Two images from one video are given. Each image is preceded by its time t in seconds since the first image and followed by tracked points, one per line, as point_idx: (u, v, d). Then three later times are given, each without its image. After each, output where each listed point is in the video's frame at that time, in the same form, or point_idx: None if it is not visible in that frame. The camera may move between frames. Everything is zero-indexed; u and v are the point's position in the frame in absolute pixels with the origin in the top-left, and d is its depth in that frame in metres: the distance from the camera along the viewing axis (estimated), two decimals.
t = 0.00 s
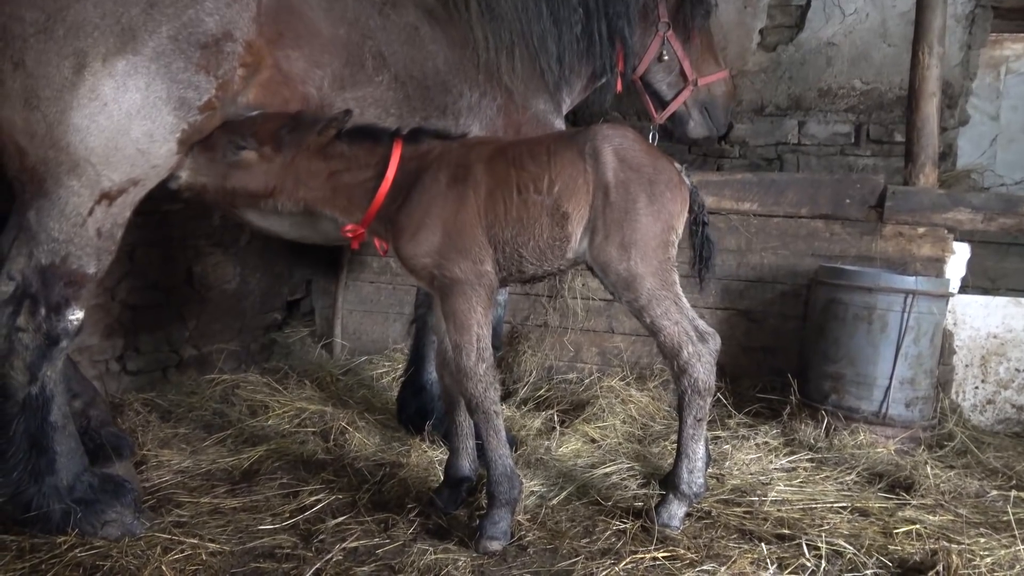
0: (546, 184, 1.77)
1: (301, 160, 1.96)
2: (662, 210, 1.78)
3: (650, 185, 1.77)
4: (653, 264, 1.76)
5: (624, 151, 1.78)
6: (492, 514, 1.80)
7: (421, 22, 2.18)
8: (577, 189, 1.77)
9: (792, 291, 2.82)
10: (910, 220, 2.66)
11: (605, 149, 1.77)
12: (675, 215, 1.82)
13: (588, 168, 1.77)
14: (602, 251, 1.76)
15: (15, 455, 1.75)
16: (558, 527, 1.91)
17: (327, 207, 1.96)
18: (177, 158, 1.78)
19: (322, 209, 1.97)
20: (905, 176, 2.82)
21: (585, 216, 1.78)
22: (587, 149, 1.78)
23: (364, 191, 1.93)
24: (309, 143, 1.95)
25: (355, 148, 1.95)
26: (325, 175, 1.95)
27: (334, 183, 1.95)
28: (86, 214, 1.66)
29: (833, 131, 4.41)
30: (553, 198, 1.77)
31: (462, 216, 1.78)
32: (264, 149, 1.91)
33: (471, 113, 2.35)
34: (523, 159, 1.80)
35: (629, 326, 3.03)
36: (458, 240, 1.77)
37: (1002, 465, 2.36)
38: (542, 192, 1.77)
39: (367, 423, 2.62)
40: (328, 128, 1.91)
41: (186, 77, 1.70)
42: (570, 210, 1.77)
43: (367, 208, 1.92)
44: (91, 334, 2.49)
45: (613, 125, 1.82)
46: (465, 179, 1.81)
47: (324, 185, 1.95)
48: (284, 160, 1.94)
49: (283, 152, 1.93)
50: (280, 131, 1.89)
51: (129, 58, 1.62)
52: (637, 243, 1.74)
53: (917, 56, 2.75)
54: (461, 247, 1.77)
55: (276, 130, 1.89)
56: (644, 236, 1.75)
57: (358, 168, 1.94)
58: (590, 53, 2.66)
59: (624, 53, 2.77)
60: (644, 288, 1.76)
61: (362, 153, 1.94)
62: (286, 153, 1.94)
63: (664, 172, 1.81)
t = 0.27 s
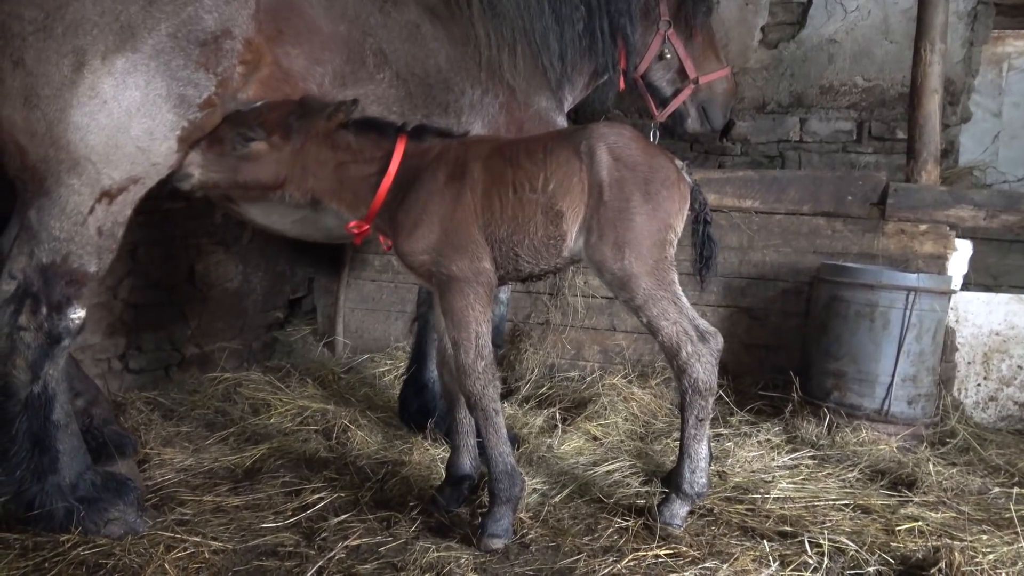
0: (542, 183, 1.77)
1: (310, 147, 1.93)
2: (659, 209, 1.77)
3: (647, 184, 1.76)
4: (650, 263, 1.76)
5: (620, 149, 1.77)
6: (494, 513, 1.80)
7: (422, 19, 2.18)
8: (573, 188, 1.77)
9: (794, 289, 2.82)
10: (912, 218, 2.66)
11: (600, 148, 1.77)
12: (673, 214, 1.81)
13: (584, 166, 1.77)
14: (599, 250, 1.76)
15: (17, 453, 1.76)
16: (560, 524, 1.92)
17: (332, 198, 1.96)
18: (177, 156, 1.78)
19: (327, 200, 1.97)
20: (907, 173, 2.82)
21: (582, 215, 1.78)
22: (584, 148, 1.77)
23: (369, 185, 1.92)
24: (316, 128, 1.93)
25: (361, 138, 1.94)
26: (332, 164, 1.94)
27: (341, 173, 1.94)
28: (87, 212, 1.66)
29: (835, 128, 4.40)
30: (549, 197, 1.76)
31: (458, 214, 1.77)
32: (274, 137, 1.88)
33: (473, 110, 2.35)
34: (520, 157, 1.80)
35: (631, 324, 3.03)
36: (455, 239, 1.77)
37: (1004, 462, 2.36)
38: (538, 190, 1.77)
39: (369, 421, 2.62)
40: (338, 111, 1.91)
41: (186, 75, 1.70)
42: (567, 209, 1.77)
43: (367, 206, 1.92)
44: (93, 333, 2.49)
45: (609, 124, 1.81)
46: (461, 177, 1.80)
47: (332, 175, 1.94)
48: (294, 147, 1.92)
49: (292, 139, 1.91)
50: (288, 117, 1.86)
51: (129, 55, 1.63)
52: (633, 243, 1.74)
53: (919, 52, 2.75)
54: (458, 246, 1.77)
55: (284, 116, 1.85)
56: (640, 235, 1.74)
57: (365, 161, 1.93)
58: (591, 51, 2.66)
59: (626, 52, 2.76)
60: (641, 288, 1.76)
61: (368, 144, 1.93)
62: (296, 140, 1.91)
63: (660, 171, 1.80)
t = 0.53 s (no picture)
0: (542, 182, 1.76)
1: (310, 141, 1.93)
2: (659, 208, 1.77)
3: (647, 182, 1.76)
4: (650, 263, 1.76)
5: (620, 148, 1.77)
6: (495, 512, 1.80)
7: (424, 18, 2.18)
8: (574, 186, 1.76)
9: (795, 287, 2.82)
10: (913, 216, 2.65)
11: (601, 146, 1.76)
12: (674, 213, 1.81)
13: (585, 165, 1.77)
14: (598, 250, 1.76)
15: (18, 451, 1.76)
16: (560, 522, 1.92)
17: (335, 193, 1.96)
18: (177, 154, 1.78)
19: (330, 194, 1.97)
20: (908, 171, 2.82)
21: (582, 213, 1.78)
22: (584, 146, 1.77)
23: (372, 180, 1.93)
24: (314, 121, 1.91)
25: (361, 134, 1.93)
26: (332, 159, 1.93)
27: (342, 169, 1.93)
28: (87, 210, 1.67)
29: (836, 126, 4.40)
30: (550, 195, 1.76)
31: (459, 213, 1.77)
32: (271, 133, 1.87)
33: (474, 109, 2.35)
34: (520, 156, 1.80)
35: (632, 322, 3.03)
36: (455, 238, 1.77)
37: (1005, 460, 2.36)
38: (539, 189, 1.76)
39: (370, 419, 2.62)
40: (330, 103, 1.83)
41: (185, 72, 1.70)
42: (567, 207, 1.77)
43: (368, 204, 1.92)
44: (94, 331, 2.49)
45: (610, 122, 1.81)
46: (461, 176, 1.80)
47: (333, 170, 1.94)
48: (293, 141, 1.92)
49: (290, 135, 1.90)
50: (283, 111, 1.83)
51: (128, 53, 1.63)
52: (634, 242, 1.74)
53: (920, 50, 2.75)
54: (459, 245, 1.77)
55: (278, 110, 1.82)
56: (639, 234, 1.74)
57: (365, 156, 1.92)
58: (594, 49, 2.66)
59: (628, 50, 2.76)
60: (641, 287, 1.76)
61: (369, 139, 1.92)
62: (294, 134, 1.90)
63: (661, 170, 1.80)
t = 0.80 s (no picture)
0: (542, 180, 1.76)
1: (301, 144, 1.91)
2: (659, 205, 1.77)
3: (646, 180, 1.76)
4: (649, 260, 1.76)
5: (620, 145, 1.77)
6: (496, 510, 1.80)
7: (426, 16, 2.18)
8: (573, 184, 1.76)
9: (796, 286, 2.82)
10: (914, 214, 2.65)
11: (601, 143, 1.76)
12: (672, 211, 1.81)
13: (585, 162, 1.77)
14: (597, 248, 1.76)
15: (19, 449, 1.76)
16: (561, 521, 1.92)
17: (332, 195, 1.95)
18: (177, 152, 1.78)
19: (328, 199, 1.96)
20: (909, 169, 2.82)
21: (582, 211, 1.78)
22: (584, 143, 1.77)
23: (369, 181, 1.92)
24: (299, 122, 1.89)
25: (353, 134, 1.93)
26: (326, 161, 1.91)
27: (337, 170, 1.92)
28: (87, 208, 1.67)
29: (837, 124, 4.40)
30: (550, 193, 1.76)
31: (460, 211, 1.77)
32: (260, 138, 1.85)
33: (476, 107, 2.35)
34: (521, 153, 1.80)
35: (633, 321, 3.03)
36: (456, 236, 1.76)
37: (1006, 460, 2.36)
38: (539, 186, 1.76)
39: (371, 417, 2.62)
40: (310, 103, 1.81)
41: (185, 70, 1.70)
42: (567, 205, 1.77)
43: (367, 205, 1.92)
44: (94, 328, 2.49)
45: (609, 120, 1.81)
46: (461, 174, 1.80)
47: (328, 173, 1.93)
48: (283, 144, 1.90)
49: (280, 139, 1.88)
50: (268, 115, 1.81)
51: (128, 50, 1.63)
52: (633, 240, 1.74)
53: (922, 49, 2.75)
54: (459, 243, 1.76)
55: (264, 113, 1.81)
56: (640, 232, 1.74)
57: (359, 157, 1.92)
58: (597, 47, 2.66)
59: (632, 49, 2.75)
60: (640, 285, 1.76)
61: (363, 140, 1.92)
62: (283, 137, 1.88)
63: (660, 167, 1.80)
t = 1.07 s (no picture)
0: (540, 177, 1.76)
1: (293, 143, 1.91)
2: (655, 203, 1.77)
3: (643, 177, 1.76)
4: (646, 258, 1.76)
5: (617, 142, 1.77)
6: (496, 507, 1.80)
7: (427, 15, 2.17)
8: (571, 182, 1.76)
9: (797, 284, 2.82)
10: (916, 213, 2.65)
11: (598, 141, 1.76)
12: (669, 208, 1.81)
13: (582, 160, 1.77)
14: (594, 245, 1.76)
15: (20, 447, 1.76)
16: (562, 519, 1.92)
17: (326, 195, 1.95)
18: (178, 150, 1.78)
19: (322, 198, 1.96)
20: (911, 167, 2.81)
21: (580, 208, 1.78)
22: (581, 141, 1.77)
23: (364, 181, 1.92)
24: (288, 121, 1.88)
25: (348, 136, 1.93)
26: (320, 161, 1.92)
27: (331, 170, 1.93)
28: (87, 206, 1.66)
29: (839, 122, 4.41)
30: (548, 190, 1.76)
31: (457, 209, 1.77)
32: (255, 136, 1.85)
33: (477, 107, 2.35)
34: (518, 151, 1.80)
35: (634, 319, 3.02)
36: (454, 234, 1.76)
37: (1008, 458, 2.36)
38: (537, 184, 1.76)
39: (372, 415, 2.63)
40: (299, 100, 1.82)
41: (185, 68, 1.71)
42: (564, 202, 1.77)
43: (364, 203, 1.92)
44: (95, 327, 2.49)
45: (606, 117, 1.81)
46: (459, 171, 1.80)
47: (322, 173, 1.93)
48: (275, 143, 1.89)
49: (274, 137, 1.88)
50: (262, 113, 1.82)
51: (127, 49, 1.63)
52: (630, 237, 1.74)
53: (924, 47, 2.74)
54: (457, 241, 1.76)
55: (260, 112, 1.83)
56: (637, 229, 1.74)
57: (354, 158, 1.92)
58: (600, 46, 2.65)
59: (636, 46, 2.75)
60: (637, 282, 1.76)
61: (359, 142, 1.93)
62: (276, 135, 1.88)
63: (657, 164, 1.80)
